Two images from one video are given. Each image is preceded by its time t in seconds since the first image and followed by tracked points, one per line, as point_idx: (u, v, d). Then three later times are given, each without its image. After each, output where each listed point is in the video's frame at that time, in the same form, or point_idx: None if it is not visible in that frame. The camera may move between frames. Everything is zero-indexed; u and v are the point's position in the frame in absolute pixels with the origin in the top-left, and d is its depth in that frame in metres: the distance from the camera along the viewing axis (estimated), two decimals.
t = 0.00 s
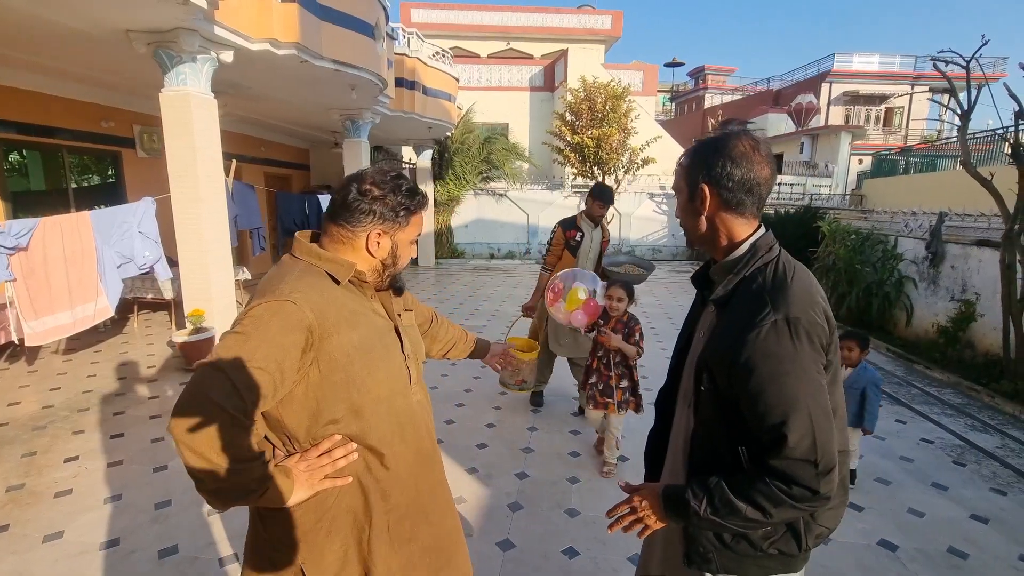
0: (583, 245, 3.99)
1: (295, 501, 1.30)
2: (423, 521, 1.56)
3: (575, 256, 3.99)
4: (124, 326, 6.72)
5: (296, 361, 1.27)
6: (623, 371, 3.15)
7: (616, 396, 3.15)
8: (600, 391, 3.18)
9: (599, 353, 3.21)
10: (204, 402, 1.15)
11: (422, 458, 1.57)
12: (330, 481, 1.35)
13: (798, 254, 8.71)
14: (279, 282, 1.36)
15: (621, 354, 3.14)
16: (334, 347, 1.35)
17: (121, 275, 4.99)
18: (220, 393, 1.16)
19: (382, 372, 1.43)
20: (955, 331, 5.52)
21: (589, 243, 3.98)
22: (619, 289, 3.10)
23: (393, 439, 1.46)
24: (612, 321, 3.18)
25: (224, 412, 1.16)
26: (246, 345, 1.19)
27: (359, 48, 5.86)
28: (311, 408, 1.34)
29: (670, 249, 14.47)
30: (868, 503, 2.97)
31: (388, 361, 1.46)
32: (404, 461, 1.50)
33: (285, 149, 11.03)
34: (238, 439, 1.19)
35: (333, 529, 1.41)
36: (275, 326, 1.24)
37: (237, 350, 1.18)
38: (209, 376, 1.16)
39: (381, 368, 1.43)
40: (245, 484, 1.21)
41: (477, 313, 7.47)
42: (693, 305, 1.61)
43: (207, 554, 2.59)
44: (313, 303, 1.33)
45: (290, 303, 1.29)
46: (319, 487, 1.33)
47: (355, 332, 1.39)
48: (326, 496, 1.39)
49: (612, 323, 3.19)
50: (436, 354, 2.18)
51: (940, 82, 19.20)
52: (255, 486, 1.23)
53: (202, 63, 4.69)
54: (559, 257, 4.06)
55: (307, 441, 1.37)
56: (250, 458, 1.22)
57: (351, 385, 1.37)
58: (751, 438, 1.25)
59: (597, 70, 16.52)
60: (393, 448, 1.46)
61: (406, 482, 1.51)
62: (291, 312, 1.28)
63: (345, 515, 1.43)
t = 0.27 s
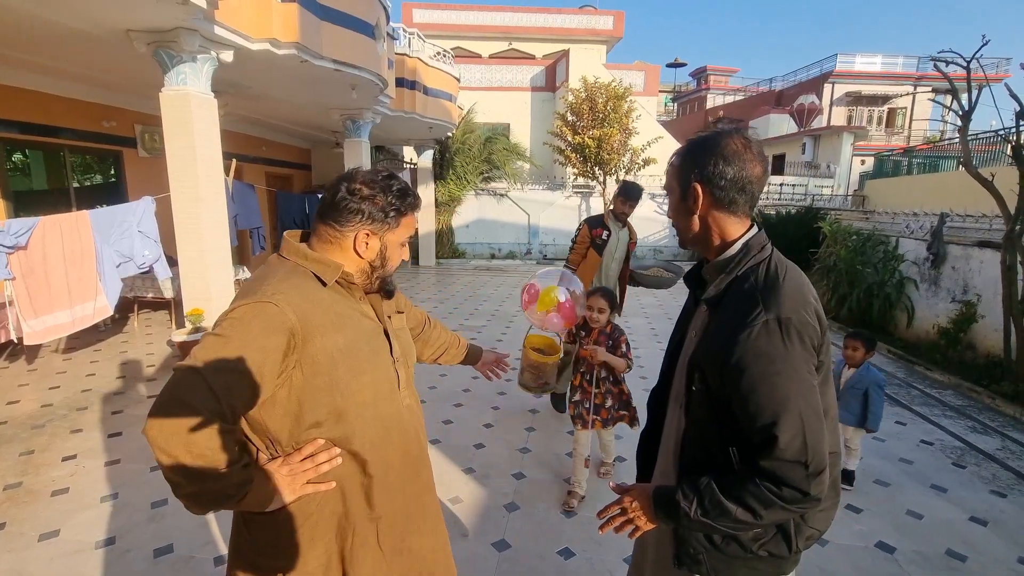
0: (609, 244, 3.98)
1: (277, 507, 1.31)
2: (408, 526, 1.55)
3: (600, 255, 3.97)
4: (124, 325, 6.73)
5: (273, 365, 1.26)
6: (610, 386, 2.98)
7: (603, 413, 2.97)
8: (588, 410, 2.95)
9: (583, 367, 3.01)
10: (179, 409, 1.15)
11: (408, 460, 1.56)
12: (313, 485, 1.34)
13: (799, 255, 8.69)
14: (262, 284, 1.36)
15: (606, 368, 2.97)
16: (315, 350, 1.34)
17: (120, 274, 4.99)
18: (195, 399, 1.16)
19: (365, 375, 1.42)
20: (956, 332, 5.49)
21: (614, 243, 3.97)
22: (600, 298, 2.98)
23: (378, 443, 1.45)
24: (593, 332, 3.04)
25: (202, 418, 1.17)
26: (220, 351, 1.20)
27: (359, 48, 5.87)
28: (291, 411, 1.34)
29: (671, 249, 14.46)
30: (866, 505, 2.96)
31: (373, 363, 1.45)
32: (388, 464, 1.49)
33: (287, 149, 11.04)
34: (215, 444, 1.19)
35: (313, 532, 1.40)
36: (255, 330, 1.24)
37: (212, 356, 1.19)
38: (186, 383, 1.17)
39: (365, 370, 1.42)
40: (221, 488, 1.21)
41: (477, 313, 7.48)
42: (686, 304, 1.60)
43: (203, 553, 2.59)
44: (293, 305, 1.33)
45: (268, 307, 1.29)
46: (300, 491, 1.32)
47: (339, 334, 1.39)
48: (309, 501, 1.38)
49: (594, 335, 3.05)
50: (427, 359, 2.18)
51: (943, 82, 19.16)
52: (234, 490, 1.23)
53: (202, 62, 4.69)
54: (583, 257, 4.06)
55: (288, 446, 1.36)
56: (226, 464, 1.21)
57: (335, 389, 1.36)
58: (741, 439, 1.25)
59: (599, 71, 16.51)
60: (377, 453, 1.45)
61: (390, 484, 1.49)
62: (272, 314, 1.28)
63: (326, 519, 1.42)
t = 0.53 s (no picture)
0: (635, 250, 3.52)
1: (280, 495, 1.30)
2: (407, 525, 1.54)
3: (627, 263, 3.51)
4: (126, 323, 6.75)
5: (281, 357, 1.26)
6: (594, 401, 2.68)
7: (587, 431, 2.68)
8: (570, 423, 2.72)
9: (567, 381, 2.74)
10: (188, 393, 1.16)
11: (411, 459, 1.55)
12: (319, 475, 1.34)
13: (801, 254, 8.66)
14: (279, 276, 1.37)
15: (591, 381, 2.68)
16: (325, 342, 1.33)
17: (122, 272, 4.99)
18: (205, 383, 1.16)
19: (373, 371, 1.40)
20: (959, 332, 5.46)
21: (641, 249, 3.52)
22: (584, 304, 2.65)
23: (381, 441, 1.44)
24: (577, 342, 2.73)
25: (210, 403, 1.17)
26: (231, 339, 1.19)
27: (360, 46, 5.86)
28: (298, 401, 1.34)
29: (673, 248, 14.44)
30: (868, 505, 2.94)
31: (381, 360, 1.43)
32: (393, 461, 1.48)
33: (289, 148, 11.06)
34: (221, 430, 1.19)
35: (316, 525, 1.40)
36: (266, 319, 1.24)
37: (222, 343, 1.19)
38: (196, 367, 1.17)
39: (372, 367, 1.40)
40: (226, 472, 1.22)
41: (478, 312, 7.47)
42: (682, 303, 1.59)
43: (202, 551, 2.59)
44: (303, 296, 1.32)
45: (279, 298, 1.28)
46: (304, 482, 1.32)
47: (348, 329, 1.38)
48: (313, 491, 1.38)
49: (578, 345, 2.75)
50: (436, 361, 2.17)
51: (947, 81, 19.07)
52: (238, 476, 1.23)
53: (203, 61, 4.69)
54: (608, 264, 3.57)
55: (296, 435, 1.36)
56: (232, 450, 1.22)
57: (342, 384, 1.35)
58: (737, 439, 1.23)
59: (601, 69, 16.48)
60: (381, 451, 1.44)
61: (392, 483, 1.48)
62: (283, 305, 1.28)
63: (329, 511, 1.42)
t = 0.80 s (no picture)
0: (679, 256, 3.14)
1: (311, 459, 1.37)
2: (422, 511, 1.56)
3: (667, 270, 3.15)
4: (130, 317, 6.78)
5: (329, 329, 1.32)
6: (587, 413, 2.52)
7: (578, 439, 2.52)
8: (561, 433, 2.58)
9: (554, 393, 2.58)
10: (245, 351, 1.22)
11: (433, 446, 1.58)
12: (350, 445, 1.41)
13: (804, 248, 8.63)
14: (336, 254, 1.45)
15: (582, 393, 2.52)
16: (368, 320, 1.40)
17: (125, 266, 5.02)
18: (260, 343, 1.23)
19: (408, 353, 1.47)
20: (963, 326, 5.44)
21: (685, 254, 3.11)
22: (573, 315, 2.47)
23: (405, 426, 1.48)
24: (566, 353, 2.57)
25: (264, 362, 1.23)
26: (290, 306, 1.27)
27: (361, 39, 5.84)
28: (338, 375, 1.40)
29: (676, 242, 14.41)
30: (870, 499, 2.94)
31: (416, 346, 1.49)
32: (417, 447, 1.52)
33: (290, 142, 11.05)
34: (270, 390, 1.26)
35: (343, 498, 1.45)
36: (321, 291, 1.31)
37: (280, 307, 1.27)
38: (255, 327, 1.23)
39: (406, 351, 1.46)
40: (268, 433, 1.28)
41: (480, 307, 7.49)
42: (681, 298, 1.58)
43: (207, 542, 2.61)
44: (355, 275, 1.40)
45: (333, 274, 1.36)
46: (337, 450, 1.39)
47: (389, 311, 1.44)
48: (343, 459, 1.43)
49: (568, 356, 2.58)
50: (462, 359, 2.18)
51: (954, 73, 18.88)
52: (278, 438, 1.29)
53: (204, 55, 4.68)
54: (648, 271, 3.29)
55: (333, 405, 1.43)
56: (277, 410, 1.28)
57: (377, 363, 1.42)
58: (739, 433, 1.23)
59: (604, 62, 16.38)
60: (406, 434, 1.48)
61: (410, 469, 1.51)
62: (335, 281, 1.35)
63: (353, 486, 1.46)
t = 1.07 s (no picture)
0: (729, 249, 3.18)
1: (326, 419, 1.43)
2: (427, 505, 1.56)
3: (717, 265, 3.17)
4: (134, 311, 6.81)
5: (361, 298, 1.39)
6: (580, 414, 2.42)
7: (571, 444, 2.44)
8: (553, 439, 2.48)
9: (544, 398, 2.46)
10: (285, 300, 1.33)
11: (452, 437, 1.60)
12: (365, 415, 1.47)
13: (808, 242, 8.60)
14: (389, 234, 1.55)
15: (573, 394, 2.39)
16: (401, 299, 1.47)
17: (129, 261, 5.08)
18: (299, 294, 1.32)
19: (436, 336, 1.51)
20: (967, 320, 5.42)
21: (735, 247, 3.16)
22: (562, 314, 2.29)
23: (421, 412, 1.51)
24: (554, 351, 2.43)
25: (302, 315, 1.32)
26: (332, 268, 1.36)
27: (363, 32, 5.81)
28: (366, 349, 1.47)
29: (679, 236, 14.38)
30: (872, 492, 2.95)
31: (444, 335, 1.54)
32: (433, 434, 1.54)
33: (293, 136, 11.04)
34: (301, 342, 1.35)
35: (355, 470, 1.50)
36: (363, 261, 1.41)
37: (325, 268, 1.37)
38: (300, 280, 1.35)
39: (431, 339, 1.50)
40: (293, 379, 1.38)
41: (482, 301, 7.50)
42: (681, 292, 1.58)
43: (212, 534, 2.63)
44: (398, 254, 1.49)
45: (377, 248, 1.47)
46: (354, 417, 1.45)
47: (420, 297, 1.50)
48: (357, 430, 1.48)
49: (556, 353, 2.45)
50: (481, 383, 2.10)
51: (960, 65, 18.71)
52: (301, 388, 1.38)
53: (206, 49, 4.67)
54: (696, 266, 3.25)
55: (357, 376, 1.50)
56: (304, 362, 1.37)
57: (402, 346, 1.47)
58: (744, 426, 1.24)
59: (607, 55, 16.28)
60: (423, 419, 1.52)
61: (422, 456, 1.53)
62: (378, 255, 1.45)
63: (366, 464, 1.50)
